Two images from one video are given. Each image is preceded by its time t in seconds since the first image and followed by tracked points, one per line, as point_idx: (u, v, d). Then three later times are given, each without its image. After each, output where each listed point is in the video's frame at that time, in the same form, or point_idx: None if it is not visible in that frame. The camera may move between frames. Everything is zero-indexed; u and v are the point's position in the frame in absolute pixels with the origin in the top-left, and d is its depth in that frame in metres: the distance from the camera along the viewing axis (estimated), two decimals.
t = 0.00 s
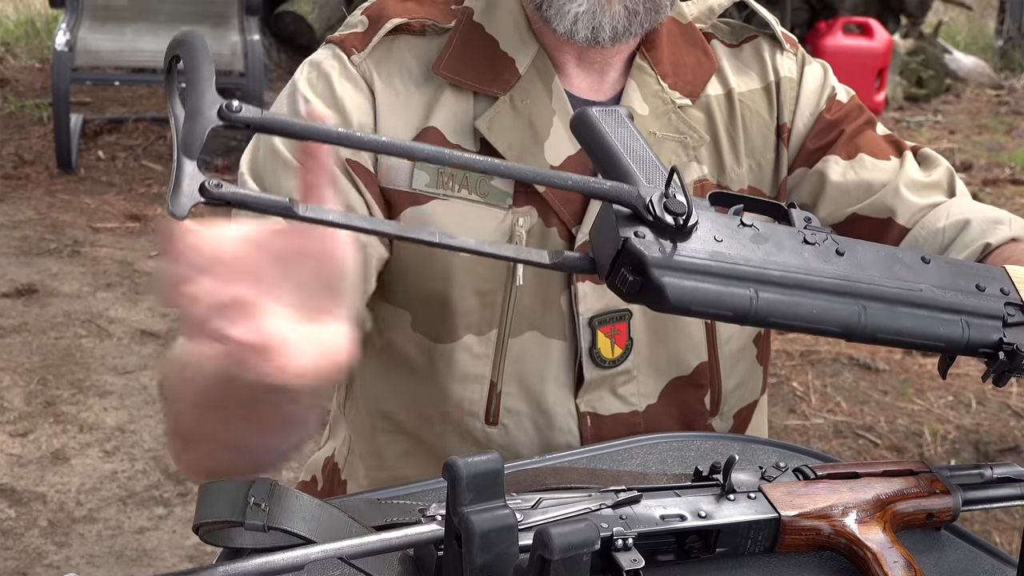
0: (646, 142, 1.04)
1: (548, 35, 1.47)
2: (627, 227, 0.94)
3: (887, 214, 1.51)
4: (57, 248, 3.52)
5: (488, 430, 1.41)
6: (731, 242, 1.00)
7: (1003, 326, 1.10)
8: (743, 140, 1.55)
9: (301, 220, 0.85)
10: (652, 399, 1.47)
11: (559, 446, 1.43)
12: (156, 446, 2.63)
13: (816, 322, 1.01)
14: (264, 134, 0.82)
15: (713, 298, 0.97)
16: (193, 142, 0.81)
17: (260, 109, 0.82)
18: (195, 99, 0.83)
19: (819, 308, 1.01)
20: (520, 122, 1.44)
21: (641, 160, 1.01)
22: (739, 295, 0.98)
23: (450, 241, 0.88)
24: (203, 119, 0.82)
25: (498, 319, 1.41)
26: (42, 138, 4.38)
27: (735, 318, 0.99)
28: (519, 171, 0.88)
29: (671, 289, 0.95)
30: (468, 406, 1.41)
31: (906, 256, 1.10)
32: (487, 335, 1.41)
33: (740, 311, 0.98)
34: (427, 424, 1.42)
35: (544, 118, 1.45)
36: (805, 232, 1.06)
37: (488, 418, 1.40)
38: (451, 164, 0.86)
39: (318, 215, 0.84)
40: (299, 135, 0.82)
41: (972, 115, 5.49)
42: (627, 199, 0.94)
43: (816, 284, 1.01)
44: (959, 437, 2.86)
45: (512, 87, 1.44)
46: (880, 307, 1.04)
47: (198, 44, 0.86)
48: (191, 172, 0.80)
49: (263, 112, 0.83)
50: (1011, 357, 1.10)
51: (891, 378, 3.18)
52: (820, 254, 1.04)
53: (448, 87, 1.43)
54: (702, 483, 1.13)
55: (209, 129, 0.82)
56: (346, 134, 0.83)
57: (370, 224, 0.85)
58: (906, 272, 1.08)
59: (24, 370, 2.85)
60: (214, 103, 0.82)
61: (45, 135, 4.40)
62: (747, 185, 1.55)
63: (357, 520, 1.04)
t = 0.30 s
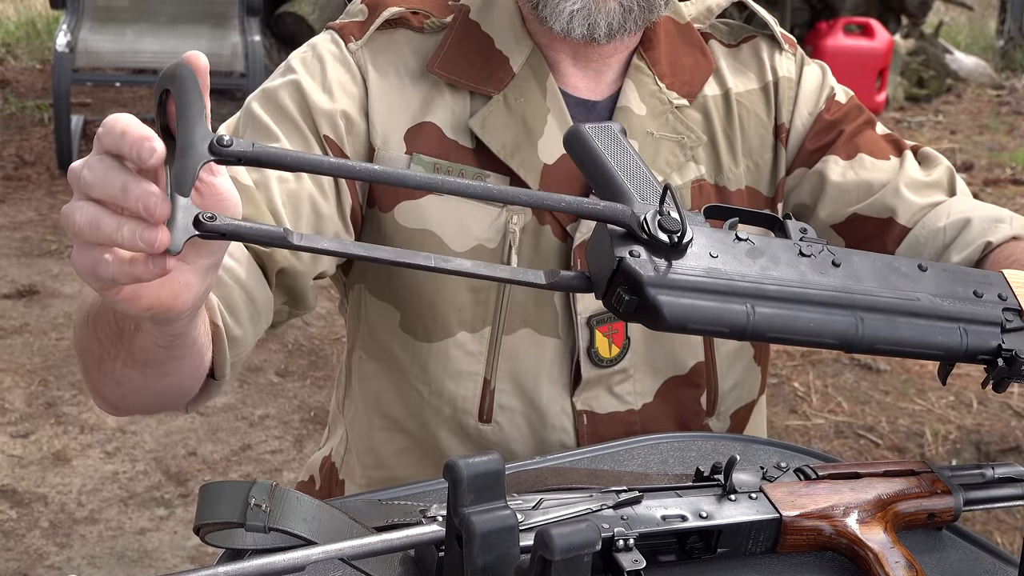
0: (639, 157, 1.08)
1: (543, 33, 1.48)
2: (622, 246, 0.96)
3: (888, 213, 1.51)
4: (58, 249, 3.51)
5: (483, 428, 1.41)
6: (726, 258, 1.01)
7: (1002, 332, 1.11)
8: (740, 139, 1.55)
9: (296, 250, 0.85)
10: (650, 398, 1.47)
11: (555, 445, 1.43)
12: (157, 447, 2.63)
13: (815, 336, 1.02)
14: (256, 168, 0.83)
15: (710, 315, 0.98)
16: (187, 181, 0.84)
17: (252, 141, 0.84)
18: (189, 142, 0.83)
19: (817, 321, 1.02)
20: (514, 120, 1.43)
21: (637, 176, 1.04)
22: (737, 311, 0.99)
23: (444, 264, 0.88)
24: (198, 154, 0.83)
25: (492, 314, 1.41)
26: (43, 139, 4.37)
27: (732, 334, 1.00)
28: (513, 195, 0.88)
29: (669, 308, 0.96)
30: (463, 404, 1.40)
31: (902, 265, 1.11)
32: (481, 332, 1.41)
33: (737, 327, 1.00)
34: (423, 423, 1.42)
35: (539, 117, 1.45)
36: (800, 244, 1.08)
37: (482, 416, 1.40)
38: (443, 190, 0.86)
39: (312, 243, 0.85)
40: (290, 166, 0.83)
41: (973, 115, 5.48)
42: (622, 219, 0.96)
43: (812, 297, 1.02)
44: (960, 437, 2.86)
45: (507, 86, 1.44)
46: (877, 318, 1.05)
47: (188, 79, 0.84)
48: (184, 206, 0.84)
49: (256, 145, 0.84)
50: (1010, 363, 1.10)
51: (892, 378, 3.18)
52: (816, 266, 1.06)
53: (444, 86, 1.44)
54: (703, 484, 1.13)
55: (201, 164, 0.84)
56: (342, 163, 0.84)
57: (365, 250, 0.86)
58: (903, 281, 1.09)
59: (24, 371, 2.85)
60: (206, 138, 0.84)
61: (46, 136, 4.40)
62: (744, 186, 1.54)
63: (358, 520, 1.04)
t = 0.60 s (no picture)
0: (638, 163, 1.08)
1: (542, 33, 1.47)
2: (621, 252, 0.96)
3: (886, 214, 1.52)
4: (58, 249, 3.51)
5: (483, 427, 1.41)
6: (726, 263, 1.01)
7: (1003, 334, 1.11)
8: (740, 140, 1.55)
9: (294, 259, 0.84)
10: (649, 398, 1.47)
11: (555, 444, 1.43)
12: (157, 447, 2.63)
13: (814, 341, 1.02)
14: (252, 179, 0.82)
15: (710, 321, 0.98)
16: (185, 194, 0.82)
17: (250, 152, 0.82)
18: (188, 153, 0.83)
19: (817, 326, 1.02)
20: (514, 120, 1.43)
21: (636, 186, 1.03)
22: (736, 316, 0.99)
23: (444, 273, 0.88)
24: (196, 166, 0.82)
25: (492, 314, 1.40)
26: (43, 138, 4.37)
27: (732, 340, 1.00)
28: (511, 202, 0.87)
29: (667, 314, 0.96)
30: (462, 404, 1.40)
31: (902, 269, 1.12)
32: (482, 332, 1.41)
33: (736, 332, 1.00)
34: (423, 422, 1.41)
35: (538, 117, 1.44)
36: (799, 249, 1.08)
37: (482, 415, 1.40)
38: (441, 199, 0.85)
39: (311, 253, 0.84)
40: (291, 178, 0.81)
41: (974, 116, 5.48)
42: (620, 226, 0.96)
43: (811, 301, 1.02)
44: (961, 438, 2.86)
45: (507, 85, 1.45)
46: (877, 323, 1.05)
47: (186, 91, 0.84)
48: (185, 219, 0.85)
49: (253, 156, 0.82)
50: (1010, 365, 1.10)
51: (892, 378, 3.18)
52: (815, 270, 1.06)
53: (444, 86, 1.44)
54: (703, 484, 1.13)
55: (200, 176, 0.83)
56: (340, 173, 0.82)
57: (365, 259, 0.85)
58: (902, 285, 1.09)
59: (24, 370, 2.85)
60: (203, 151, 0.82)
61: (46, 135, 4.40)
62: (743, 186, 1.54)
63: (359, 519, 1.04)
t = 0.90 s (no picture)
0: (639, 162, 1.08)
1: (544, 32, 1.47)
2: (622, 252, 0.96)
3: (887, 213, 1.52)
4: (58, 247, 3.51)
5: (483, 426, 1.41)
6: (727, 262, 1.01)
7: (1003, 334, 1.11)
8: (741, 139, 1.54)
9: (296, 258, 0.84)
10: (650, 397, 1.47)
11: (555, 443, 1.43)
12: (158, 445, 2.63)
13: (815, 340, 1.02)
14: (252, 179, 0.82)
15: (710, 320, 0.98)
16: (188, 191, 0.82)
17: (251, 152, 0.82)
18: (189, 152, 0.83)
19: (817, 325, 1.02)
20: (514, 119, 1.43)
21: (636, 186, 1.03)
22: (737, 315, 0.99)
23: (445, 272, 0.88)
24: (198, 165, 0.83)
25: (492, 313, 1.40)
26: (43, 136, 4.37)
27: (733, 339, 1.00)
28: (511, 201, 0.88)
29: (668, 313, 0.96)
30: (462, 402, 1.40)
31: (903, 268, 1.11)
32: (482, 331, 1.40)
33: (737, 331, 0.99)
34: (423, 421, 1.41)
35: (538, 116, 1.44)
36: (801, 248, 1.08)
37: (483, 414, 1.40)
38: (441, 199, 0.85)
39: (313, 252, 0.84)
40: (291, 177, 0.82)
41: (974, 115, 5.48)
42: (622, 226, 0.96)
43: (813, 300, 1.02)
44: (961, 437, 2.86)
45: (508, 84, 1.44)
46: (879, 322, 1.05)
47: (188, 89, 0.86)
48: (186, 218, 0.84)
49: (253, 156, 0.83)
50: (1011, 366, 1.10)
51: (893, 377, 3.18)
52: (817, 269, 1.06)
53: (444, 84, 1.43)
54: (704, 483, 1.13)
55: (202, 176, 0.83)
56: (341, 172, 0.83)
57: (366, 258, 0.85)
58: (904, 284, 1.09)
59: (24, 369, 2.85)
60: (206, 151, 0.83)
61: (47, 134, 4.40)
62: (744, 184, 1.54)
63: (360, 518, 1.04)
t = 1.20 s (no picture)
0: (640, 164, 1.08)
1: (547, 32, 1.47)
2: (625, 255, 0.96)
3: (889, 215, 1.51)
4: (60, 246, 3.51)
5: (486, 427, 1.41)
6: (729, 266, 1.01)
7: (1005, 337, 1.11)
8: (743, 140, 1.54)
9: (299, 262, 0.85)
10: (652, 397, 1.47)
11: (557, 444, 1.43)
12: (159, 445, 2.63)
13: (817, 344, 1.02)
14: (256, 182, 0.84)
15: (713, 323, 0.98)
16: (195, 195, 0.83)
17: (253, 156, 0.85)
18: (191, 158, 0.85)
19: (820, 328, 1.02)
20: (517, 119, 1.44)
21: (639, 188, 1.03)
22: (739, 319, 0.99)
23: (447, 275, 0.88)
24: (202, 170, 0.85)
25: (494, 314, 1.40)
26: (46, 135, 4.37)
27: (734, 342, 1.00)
28: (513, 205, 0.88)
29: (670, 317, 0.96)
30: (465, 403, 1.40)
31: (906, 271, 1.11)
32: (484, 332, 1.41)
33: (739, 335, 0.99)
34: (425, 421, 1.41)
35: (541, 116, 1.44)
36: (804, 251, 1.08)
37: (485, 415, 1.40)
38: (444, 202, 0.86)
39: (315, 255, 0.84)
40: (294, 180, 0.84)
41: (976, 116, 5.48)
42: (624, 229, 0.96)
43: (814, 304, 1.02)
44: (963, 439, 2.86)
45: (511, 84, 1.45)
46: (881, 326, 1.05)
47: (182, 95, 0.87)
48: (188, 222, 0.82)
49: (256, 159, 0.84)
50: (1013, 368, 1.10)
51: (894, 378, 3.18)
52: (819, 273, 1.06)
53: (447, 84, 1.43)
54: (706, 484, 1.13)
55: (206, 181, 0.84)
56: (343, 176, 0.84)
57: (368, 260, 0.85)
58: (906, 288, 1.09)
59: (26, 368, 2.85)
60: (206, 154, 0.85)
61: (49, 133, 4.40)
62: (747, 185, 1.54)
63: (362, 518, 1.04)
